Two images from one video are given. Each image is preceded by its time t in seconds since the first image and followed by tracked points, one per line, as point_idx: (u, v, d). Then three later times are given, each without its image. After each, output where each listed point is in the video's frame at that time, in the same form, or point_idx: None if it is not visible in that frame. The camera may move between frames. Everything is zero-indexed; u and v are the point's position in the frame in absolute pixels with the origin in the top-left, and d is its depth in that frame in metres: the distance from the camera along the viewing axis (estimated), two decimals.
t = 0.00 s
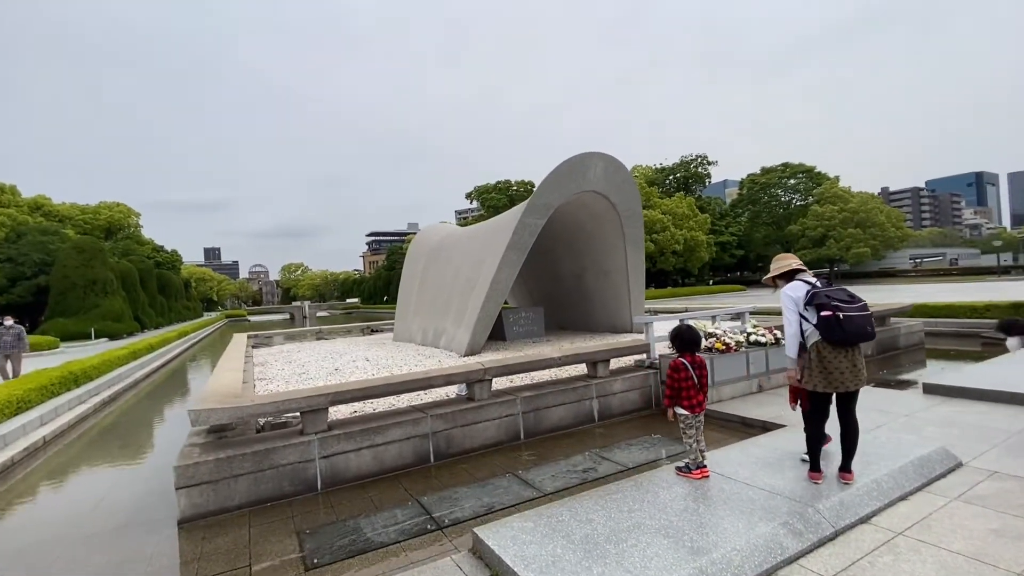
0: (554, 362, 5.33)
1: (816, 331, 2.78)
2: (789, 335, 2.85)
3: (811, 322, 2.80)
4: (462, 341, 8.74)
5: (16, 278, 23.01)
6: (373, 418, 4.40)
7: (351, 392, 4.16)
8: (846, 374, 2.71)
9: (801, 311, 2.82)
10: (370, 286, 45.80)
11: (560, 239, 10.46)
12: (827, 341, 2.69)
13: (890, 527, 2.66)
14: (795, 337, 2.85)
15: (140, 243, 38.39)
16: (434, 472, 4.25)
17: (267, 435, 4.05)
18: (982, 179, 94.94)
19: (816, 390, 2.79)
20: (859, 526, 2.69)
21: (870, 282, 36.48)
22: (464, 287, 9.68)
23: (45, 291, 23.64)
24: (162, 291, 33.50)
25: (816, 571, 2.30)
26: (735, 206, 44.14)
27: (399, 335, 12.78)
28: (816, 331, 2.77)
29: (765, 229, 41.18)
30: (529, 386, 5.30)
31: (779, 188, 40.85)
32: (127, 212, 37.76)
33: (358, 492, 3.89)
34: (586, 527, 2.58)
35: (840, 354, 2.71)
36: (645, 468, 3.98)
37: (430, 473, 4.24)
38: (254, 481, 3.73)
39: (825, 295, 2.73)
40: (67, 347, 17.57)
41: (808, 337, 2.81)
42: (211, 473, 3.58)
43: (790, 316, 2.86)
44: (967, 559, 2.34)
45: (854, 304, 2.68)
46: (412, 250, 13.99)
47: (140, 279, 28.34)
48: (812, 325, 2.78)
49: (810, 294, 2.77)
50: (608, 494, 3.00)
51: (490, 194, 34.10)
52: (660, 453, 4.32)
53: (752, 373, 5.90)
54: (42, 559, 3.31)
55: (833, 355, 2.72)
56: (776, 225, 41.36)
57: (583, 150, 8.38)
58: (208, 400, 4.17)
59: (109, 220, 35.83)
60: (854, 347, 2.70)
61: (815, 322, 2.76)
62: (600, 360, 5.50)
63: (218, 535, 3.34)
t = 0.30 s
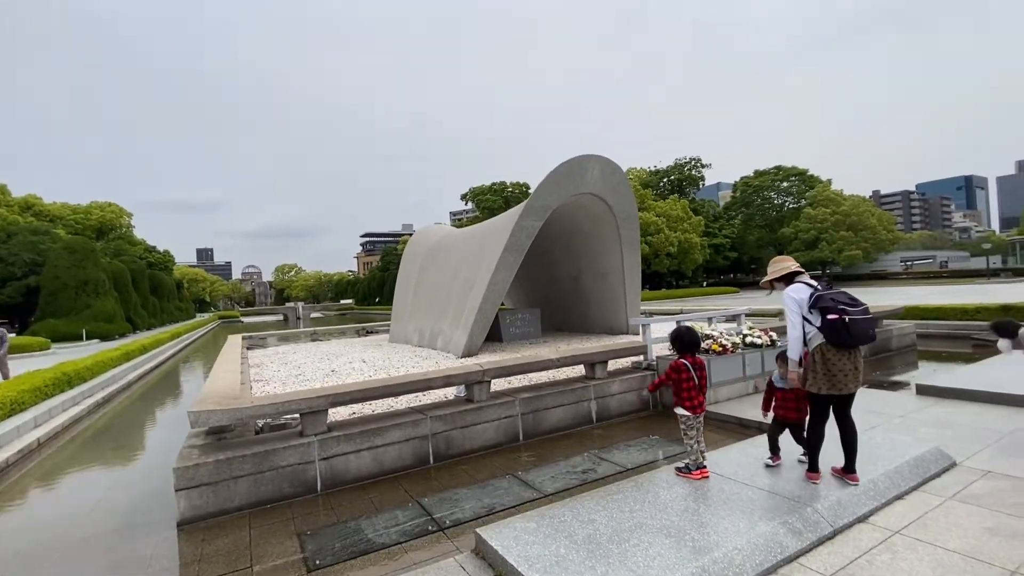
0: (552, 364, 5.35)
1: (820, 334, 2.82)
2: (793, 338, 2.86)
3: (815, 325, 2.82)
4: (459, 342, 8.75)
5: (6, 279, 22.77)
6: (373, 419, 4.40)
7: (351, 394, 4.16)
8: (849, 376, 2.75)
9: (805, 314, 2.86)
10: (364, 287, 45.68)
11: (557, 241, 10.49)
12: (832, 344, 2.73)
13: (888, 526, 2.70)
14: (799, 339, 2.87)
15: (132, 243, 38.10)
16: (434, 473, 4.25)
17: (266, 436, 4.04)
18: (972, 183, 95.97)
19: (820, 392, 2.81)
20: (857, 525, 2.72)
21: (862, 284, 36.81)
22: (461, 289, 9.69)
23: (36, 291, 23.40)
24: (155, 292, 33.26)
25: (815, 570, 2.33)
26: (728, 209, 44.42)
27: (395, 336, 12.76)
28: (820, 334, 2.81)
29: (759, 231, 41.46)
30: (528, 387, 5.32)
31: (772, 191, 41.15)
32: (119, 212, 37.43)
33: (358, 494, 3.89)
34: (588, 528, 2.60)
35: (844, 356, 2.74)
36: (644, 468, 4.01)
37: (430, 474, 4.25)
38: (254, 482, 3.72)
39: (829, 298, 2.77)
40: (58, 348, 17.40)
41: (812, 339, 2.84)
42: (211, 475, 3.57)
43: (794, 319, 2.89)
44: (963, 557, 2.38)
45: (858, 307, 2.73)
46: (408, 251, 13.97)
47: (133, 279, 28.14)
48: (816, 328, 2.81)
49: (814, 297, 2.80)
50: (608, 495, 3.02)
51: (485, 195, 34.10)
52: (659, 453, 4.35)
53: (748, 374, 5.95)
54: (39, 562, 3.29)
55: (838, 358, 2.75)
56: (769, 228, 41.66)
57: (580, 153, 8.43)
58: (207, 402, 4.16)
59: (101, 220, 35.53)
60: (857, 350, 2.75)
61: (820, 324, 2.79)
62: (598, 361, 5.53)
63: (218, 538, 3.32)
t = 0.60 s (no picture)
0: (547, 363, 5.39)
1: (820, 332, 2.84)
2: (797, 335, 2.84)
3: (817, 322, 2.83)
4: (455, 341, 8.77)
5: None
6: (368, 417, 4.42)
7: (347, 392, 4.18)
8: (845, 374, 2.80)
9: (807, 311, 2.85)
10: (360, 287, 45.60)
11: (553, 241, 10.55)
12: (833, 341, 2.75)
13: (874, 522, 2.75)
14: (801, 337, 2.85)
15: (126, 241, 37.87)
16: (429, 471, 4.28)
17: (262, 434, 4.06)
18: (965, 185, 96.69)
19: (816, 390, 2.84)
20: (844, 521, 2.78)
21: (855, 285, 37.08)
22: (456, 288, 9.71)
23: (28, 290, 23.27)
24: (148, 290, 33.08)
25: (803, 564, 2.37)
26: (723, 210, 44.63)
27: (391, 336, 12.77)
28: (820, 332, 2.82)
29: (753, 232, 41.67)
30: (522, 386, 5.35)
31: (767, 192, 41.39)
32: (113, 210, 37.19)
33: (353, 491, 3.92)
34: (581, 523, 2.64)
35: (842, 354, 2.78)
36: (637, 466, 4.05)
37: (425, 472, 4.28)
38: (249, 480, 3.73)
39: (831, 297, 2.80)
40: (51, 347, 17.30)
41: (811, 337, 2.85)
42: (206, 472, 3.59)
43: (796, 315, 2.87)
44: (948, 552, 2.43)
45: (857, 307, 2.79)
46: (403, 251, 13.97)
47: (126, 278, 28.00)
48: (818, 325, 2.82)
49: (817, 295, 2.81)
50: (601, 492, 3.06)
51: (481, 195, 34.12)
52: (652, 452, 4.39)
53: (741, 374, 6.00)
54: (34, 561, 3.29)
55: (836, 356, 2.79)
56: (763, 229, 41.90)
57: (576, 153, 8.48)
58: (202, 400, 4.17)
59: (95, 218, 35.29)
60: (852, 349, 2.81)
61: (821, 322, 2.81)
62: (592, 360, 5.57)
63: (213, 535, 3.34)
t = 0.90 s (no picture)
0: (537, 361, 5.45)
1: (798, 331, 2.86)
2: (781, 335, 2.81)
3: (797, 322, 2.84)
4: (448, 340, 8.82)
5: None
6: (359, 414, 4.48)
7: (337, 389, 4.24)
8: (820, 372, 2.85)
9: (786, 311, 2.85)
10: (357, 286, 45.62)
11: (547, 240, 10.60)
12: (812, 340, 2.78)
13: (848, 516, 2.82)
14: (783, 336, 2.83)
15: (123, 239, 37.80)
16: (418, 467, 4.34)
17: (253, 431, 4.11)
18: (962, 186, 97.02)
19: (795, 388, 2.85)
20: (819, 515, 2.84)
21: (851, 285, 37.25)
22: (451, 287, 9.76)
23: (24, 287, 23.25)
24: (145, 288, 33.06)
25: (776, 556, 2.44)
26: (720, 209, 44.78)
27: (386, 334, 12.81)
28: (799, 331, 2.85)
29: (751, 232, 41.81)
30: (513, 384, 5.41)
31: (764, 192, 41.54)
32: (109, 208, 37.09)
33: (343, 487, 3.97)
34: (562, 517, 2.70)
35: (819, 352, 2.83)
36: (623, 462, 4.11)
37: (415, 468, 4.33)
38: (240, 475, 3.79)
39: (808, 296, 2.83)
40: (46, 345, 17.29)
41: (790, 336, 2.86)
42: (197, 468, 3.64)
43: (777, 316, 2.85)
44: (917, 544, 2.50)
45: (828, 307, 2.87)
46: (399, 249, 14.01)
47: (123, 276, 27.97)
48: (797, 325, 2.83)
49: (796, 295, 2.83)
50: (584, 487, 3.12)
51: (478, 193, 34.19)
52: (638, 448, 4.45)
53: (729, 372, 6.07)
54: (27, 554, 3.34)
55: (814, 354, 2.82)
56: (760, 229, 42.02)
57: (569, 153, 8.54)
58: (194, 396, 4.22)
59: (92, 216, 35.21)
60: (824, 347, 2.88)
61: (799, 321, 2.83)
62: (582, 359, 5.63)
63: (204, 529, 3.39)
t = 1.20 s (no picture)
0: (529, 357, 5.53)
1: (773, 328, 2.92)
2: (758, 332, 2.87)
3: (772, 319, 2.90)
4: (445, 337, 8.91)
5: None
6: (351, 409, 4.56)
7: (329, 384, 4.32)
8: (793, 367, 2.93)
9: (762, 308, 2.91)
10: (359, 284, 45.75)
11: (544, 238, 10.66)
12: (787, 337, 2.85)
13: (823, 508, 2.88)
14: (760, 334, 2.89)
15: (125, 237, 37.99)
16: (409, 461, 4.41)
17: (247, 425, 4.19)
18: (965, 185, 96.65)
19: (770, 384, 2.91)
20: (794, 507, 2.91)
21: (853, 284, 37.20)
22: (448, 285, 9.84)
23: (27, 285, 23.45)
24: (148, 286, 33.24)
25: (748, 546, 2.50)
26: (721, 208, 44.79)
27: (384, 331, 12.89)
28: (773, 328, 2.91)
29: (752, 231, 41.81)
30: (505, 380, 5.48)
31: (765, 191, 41.53)
32: (112, 205, 37.26)
33: (334, 480, 4.05)
34: (542, 507, 2.77)
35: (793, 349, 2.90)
36: (609, 457, 4.18)
37: (406, 462, 4.41)
38: (233, 468, 3.87)
39: (781, 295, 2.91)
40: (49, 342, 17.44)
41: (766, 333, 2.91)
42: (191, 460, 3.72)
43: (755, 313, 2.90)
44: (887, 536, 2.56)
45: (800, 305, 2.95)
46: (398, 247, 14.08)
47: (125, 274, 28.13)
48: (772, 322, 2.89)
49: (771, 293, 2.90)
50: (566, 480, 3.20)
51: (479, 192, 34.28)
52: (626, 443, 4.53)
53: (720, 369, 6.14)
54: (25, 543, 3.44)
55: (788, 350, 2.89)
56: (762, 227, 41.98)
57: (565, 153, 8.61)
58: (190, 391, 4.30)
59: (95, 214, 35.40)
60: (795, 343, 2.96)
61: (775, 319, 2.90)
62: (573, 355, 5.70)
63: (197, 519, 3.48)
